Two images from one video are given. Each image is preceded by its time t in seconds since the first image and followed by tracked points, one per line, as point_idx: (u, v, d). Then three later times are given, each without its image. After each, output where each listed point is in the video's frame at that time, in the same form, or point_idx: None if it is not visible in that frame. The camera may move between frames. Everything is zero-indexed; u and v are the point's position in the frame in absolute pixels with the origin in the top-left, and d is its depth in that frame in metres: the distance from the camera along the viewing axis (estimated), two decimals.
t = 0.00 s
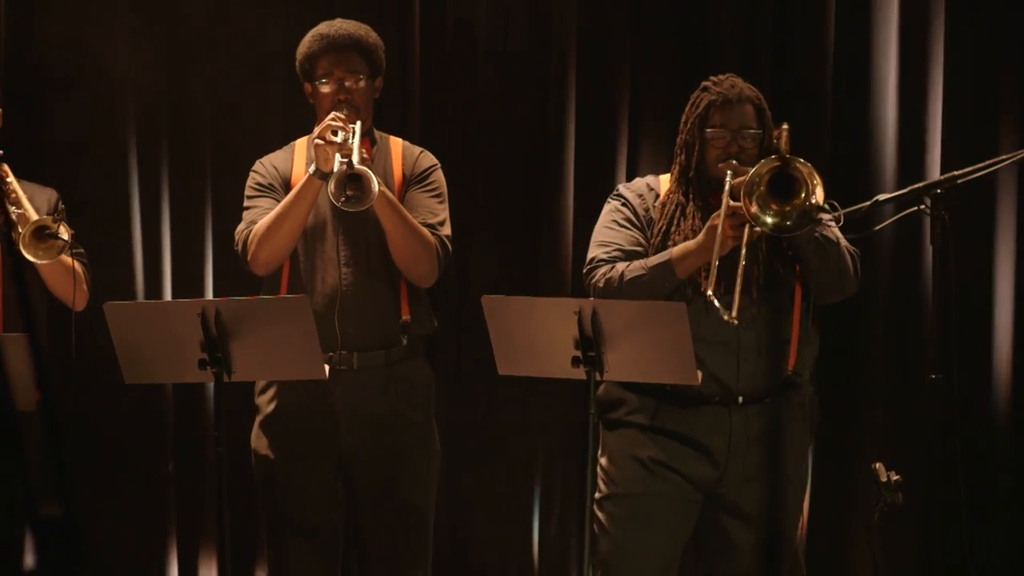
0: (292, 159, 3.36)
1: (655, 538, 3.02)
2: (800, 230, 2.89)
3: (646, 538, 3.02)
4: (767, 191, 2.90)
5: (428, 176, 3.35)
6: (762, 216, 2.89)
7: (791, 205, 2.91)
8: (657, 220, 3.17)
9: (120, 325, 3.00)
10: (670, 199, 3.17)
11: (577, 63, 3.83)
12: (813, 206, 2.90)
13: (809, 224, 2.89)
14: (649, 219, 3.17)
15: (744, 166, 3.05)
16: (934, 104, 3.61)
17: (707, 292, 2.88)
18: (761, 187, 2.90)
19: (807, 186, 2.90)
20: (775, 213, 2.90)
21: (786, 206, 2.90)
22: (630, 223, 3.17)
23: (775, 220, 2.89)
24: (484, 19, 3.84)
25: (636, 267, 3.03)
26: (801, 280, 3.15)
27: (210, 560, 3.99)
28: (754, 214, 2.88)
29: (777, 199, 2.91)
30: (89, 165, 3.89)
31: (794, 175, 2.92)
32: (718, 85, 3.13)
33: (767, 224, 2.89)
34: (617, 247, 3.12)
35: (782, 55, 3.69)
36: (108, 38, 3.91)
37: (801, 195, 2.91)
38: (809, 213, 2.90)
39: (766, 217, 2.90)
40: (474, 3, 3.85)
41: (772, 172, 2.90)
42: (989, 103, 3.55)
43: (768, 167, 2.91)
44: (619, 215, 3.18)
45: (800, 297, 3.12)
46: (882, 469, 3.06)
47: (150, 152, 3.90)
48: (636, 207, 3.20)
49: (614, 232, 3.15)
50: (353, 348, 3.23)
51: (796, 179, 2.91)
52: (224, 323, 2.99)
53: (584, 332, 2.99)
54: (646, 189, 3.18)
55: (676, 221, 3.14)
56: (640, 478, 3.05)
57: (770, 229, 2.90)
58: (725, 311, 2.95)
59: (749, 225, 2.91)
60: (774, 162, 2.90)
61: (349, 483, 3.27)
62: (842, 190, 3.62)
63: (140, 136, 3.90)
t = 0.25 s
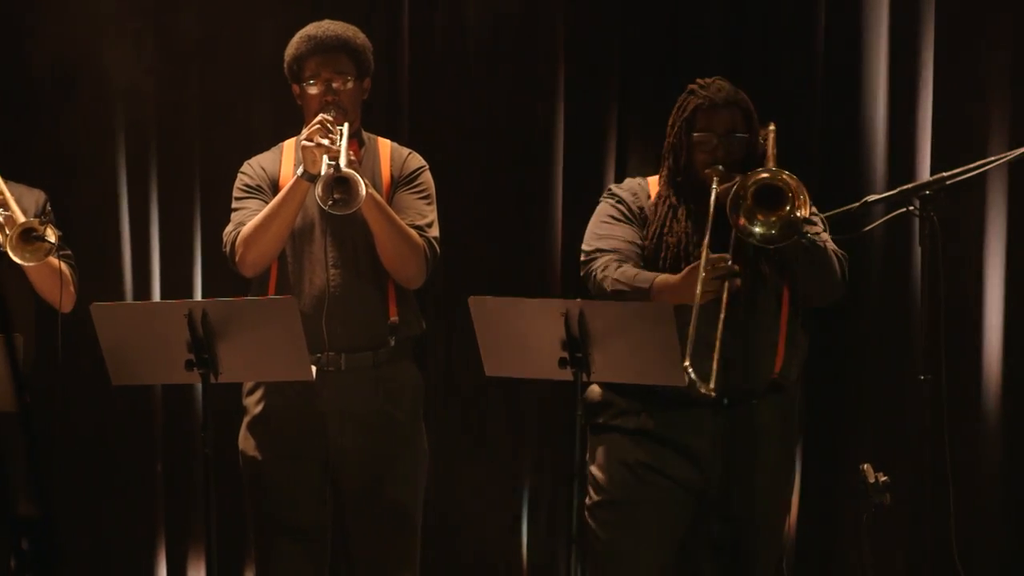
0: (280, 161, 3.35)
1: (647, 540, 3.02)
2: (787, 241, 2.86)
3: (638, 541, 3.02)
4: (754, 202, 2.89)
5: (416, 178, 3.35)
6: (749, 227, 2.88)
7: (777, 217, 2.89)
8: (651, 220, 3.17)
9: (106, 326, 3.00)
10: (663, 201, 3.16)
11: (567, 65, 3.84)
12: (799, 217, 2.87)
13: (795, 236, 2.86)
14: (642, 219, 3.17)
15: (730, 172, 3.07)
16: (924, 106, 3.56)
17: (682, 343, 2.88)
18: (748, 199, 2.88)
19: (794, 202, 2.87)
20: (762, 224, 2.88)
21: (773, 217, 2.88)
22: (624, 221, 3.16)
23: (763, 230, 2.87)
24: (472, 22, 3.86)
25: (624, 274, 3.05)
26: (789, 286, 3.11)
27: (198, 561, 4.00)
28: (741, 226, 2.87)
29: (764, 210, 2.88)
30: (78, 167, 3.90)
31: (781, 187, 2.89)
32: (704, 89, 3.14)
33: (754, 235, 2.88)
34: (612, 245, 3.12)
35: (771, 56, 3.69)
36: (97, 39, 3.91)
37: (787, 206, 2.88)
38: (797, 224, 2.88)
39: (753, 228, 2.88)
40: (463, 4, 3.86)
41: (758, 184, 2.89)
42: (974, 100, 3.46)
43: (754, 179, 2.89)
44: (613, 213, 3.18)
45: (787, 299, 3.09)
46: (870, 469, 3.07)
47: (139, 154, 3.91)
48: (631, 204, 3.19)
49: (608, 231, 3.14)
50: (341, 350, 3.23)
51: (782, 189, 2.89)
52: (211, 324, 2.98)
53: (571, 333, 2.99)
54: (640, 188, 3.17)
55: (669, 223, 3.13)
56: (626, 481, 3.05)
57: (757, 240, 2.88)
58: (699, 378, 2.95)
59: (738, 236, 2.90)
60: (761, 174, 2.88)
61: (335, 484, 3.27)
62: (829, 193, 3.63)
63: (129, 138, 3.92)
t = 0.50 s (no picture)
0: (267, 158, 3.35)
1: (631, 535, 3.02)
2: (772, 228, 2.90)
3: (623, 536, 3.02)
4: (741, 189, 2.90)
5: (403, 175, 3.35)
6: (735, 213, 2.90)
7: (763, 203, 2.91)
8: (640, 215, 3.18)
9: (92, 323, 2.99)
10: (650, 196, 3.17)
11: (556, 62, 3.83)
12: (785, 204, 2.90)
13: (781, 223, 2.89)
14: (631, 214, 3.18)
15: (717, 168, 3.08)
16: (913, 98, 3.58)
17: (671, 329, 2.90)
18: (735, 187, 2.89)
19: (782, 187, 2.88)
20: (748, 210, 2.91)
21: (759, 205, 2.90)
22: (612, 217, 3.17)
23: (748, 218, 2.90)
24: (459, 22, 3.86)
25: (611, 264, 3.06)
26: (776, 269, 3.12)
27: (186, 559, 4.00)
28: (727, 213, 2.89)
29: (750, 197, 2.89)
30: (65, 166, 3.90)
31: (768, 173, 2.90)
32: (688, 84, 3.16)
33: (739, 223, 2.90)
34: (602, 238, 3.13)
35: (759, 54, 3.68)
36: (84, 38, 3.90)
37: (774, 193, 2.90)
38: (782, 212, 2.90)
39: (738, 214, 2.90)
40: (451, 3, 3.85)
41: (745, 172, 2.88)
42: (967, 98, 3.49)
43: (741, 165, 2.88)
44: (602, 209, 3.19)
45: (775, 292, 3.09)
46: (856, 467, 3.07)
47: (127, 153, 3.91)
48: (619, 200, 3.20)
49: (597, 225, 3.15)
50: (327, 348, 3.23)
51: (769, 176, 2.90)
52: (197, 321, 2.98)
53: (556, 331, 2.98)
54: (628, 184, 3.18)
55: (656, 217, 3.14)
56: (613, 477, 3.07)
57: (742, 227, 2.91)
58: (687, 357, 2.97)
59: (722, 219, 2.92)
60: (749, 161, 2.87)
61: (321, 483, 3.27)
62: (816, 191, 3.64)
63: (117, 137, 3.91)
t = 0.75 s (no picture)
0: (255, 159, 3.35)
1: (618, 540, 3.02)
2: (756, 224, 2.88)
3: (609, 541, 3.02)
4: (724, 184, 2.90)
5: (391, 177, 3.35)
6: (718, 208, 2.90)
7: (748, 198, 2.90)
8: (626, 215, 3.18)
9: (78, 325, 2.99)
10: (636, 196, 3.16)
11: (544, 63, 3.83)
12: (769, 200, 2.88)
13: (765, 219, 2.87)
14: (617, 214, 3.18)
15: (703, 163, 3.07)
16: (901, 99, 3.58)
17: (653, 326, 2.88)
18: (718, 181, 2.89)
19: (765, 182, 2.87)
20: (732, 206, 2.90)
21: (742, 200, 2.89)
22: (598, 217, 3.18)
23: (731, 213, 2.89)
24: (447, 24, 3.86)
25: (597, 261, 3.06)
26: (764, 274, 3.13)
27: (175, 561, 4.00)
28: (709, 208, 2.89)
29: (734, 192, 2.89)
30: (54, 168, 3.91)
31: (753, 168, 2.89)
32: (674, 85, 3.17)
33: (722, 218, 2.90)
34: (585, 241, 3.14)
35: (748, 55, 3.70)
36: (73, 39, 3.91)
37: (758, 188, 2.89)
38: (766, 207, 2.89)
39: (722, 209, 2.90)
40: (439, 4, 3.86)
41: (729, 166, 2.88)
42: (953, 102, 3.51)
43: (725, 160, 2.89)
44: (589, 209, 3.20)
45: (762, 289, 3.11)
46: (843, 468, 3.08)
47: (116, 155, 3.92)
48: (606, 200, 3.20)
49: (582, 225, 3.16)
50: (315, 349, 3.23)
51: (753, 171, 2.90)
52: (182, 322, 2.98)
53: (542, 332, 2.99)
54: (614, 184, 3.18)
55: (642, 218, 3.14)
56: (602, 481, 3.06)
57: (726, 222, 2.90)
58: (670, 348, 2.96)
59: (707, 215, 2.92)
60: (731, 156, 2.88)
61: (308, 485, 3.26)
62: (803, 192, 3.65)
63: (105, 139, 3.92)
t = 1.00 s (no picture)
0: (241, 158, 3.35)
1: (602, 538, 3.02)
2: (741, 227, 2.90)
3: (593, 539, 3.02)
4: (710, 188, 2.90)
5: (377, 176, 3.35)
6: (704, 212, 2.90)
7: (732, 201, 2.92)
8: (611, 215, 3.17)
9: (60, 324, 2.98)
10: (622, 197, 3.16)
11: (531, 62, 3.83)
12: (754, 203, 2.90)
13: (750, 222, 2.90)
14: (602, 216, 3.17)
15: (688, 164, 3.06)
16: (888, 96, 3.59)
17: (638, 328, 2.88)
18: (704, 185, 2.89)
19: (751, 186, 2.89)
20: (716, 209, 2.91)
21: (728, 204, 2.91)
22: (584, 218, 3.16)
23: (717, 217, 2.90)
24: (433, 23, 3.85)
25: (582, 267, 3.04)
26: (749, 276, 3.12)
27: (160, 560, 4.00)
28: (696, 212, 2.89)
29: (720, 196, 2.90)
30: (39, 167, 3.90)
31: (737, 171, 2.90)
32: (660, 84, 3.16)
33: (708, 221, 2.91)
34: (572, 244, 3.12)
35: (734, 55, 3.69)
36: (57, 38, 3.88)
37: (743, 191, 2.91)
38: (751, 210, 2.91)
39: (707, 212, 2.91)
40: (426, 3, 3.85)
41: (715, 170, 2.88)
42: (941, 101, 3.54)
43: (711, 164, 2.88)
44: (574, 211, 3.18)
45: (749, 291, 3.10)
46: (827, 468, 3.08)
47: (101, 153, 3.91)
48: (592, 201, 3.19)
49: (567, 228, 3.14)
50: (300, 348, 3.23)
51: (737, 174, 2.91)
52: (165, 321, 2.97)
53: (526, 332, 2.98)
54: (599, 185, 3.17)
55: (626, 218, 3.13)
56: (587, 479, 3.05)
57: (711, 226, 2.91)
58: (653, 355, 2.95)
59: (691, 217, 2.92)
60: (718, 160, 2.87)
61: (291, 485, 3.26)
62: (789, 192, 3.65)
63: (90, 138, 3.91)
